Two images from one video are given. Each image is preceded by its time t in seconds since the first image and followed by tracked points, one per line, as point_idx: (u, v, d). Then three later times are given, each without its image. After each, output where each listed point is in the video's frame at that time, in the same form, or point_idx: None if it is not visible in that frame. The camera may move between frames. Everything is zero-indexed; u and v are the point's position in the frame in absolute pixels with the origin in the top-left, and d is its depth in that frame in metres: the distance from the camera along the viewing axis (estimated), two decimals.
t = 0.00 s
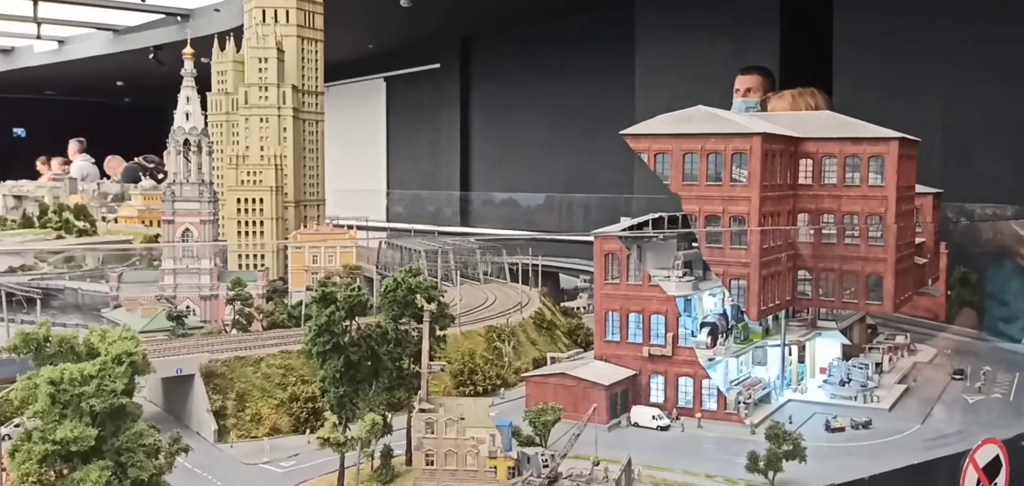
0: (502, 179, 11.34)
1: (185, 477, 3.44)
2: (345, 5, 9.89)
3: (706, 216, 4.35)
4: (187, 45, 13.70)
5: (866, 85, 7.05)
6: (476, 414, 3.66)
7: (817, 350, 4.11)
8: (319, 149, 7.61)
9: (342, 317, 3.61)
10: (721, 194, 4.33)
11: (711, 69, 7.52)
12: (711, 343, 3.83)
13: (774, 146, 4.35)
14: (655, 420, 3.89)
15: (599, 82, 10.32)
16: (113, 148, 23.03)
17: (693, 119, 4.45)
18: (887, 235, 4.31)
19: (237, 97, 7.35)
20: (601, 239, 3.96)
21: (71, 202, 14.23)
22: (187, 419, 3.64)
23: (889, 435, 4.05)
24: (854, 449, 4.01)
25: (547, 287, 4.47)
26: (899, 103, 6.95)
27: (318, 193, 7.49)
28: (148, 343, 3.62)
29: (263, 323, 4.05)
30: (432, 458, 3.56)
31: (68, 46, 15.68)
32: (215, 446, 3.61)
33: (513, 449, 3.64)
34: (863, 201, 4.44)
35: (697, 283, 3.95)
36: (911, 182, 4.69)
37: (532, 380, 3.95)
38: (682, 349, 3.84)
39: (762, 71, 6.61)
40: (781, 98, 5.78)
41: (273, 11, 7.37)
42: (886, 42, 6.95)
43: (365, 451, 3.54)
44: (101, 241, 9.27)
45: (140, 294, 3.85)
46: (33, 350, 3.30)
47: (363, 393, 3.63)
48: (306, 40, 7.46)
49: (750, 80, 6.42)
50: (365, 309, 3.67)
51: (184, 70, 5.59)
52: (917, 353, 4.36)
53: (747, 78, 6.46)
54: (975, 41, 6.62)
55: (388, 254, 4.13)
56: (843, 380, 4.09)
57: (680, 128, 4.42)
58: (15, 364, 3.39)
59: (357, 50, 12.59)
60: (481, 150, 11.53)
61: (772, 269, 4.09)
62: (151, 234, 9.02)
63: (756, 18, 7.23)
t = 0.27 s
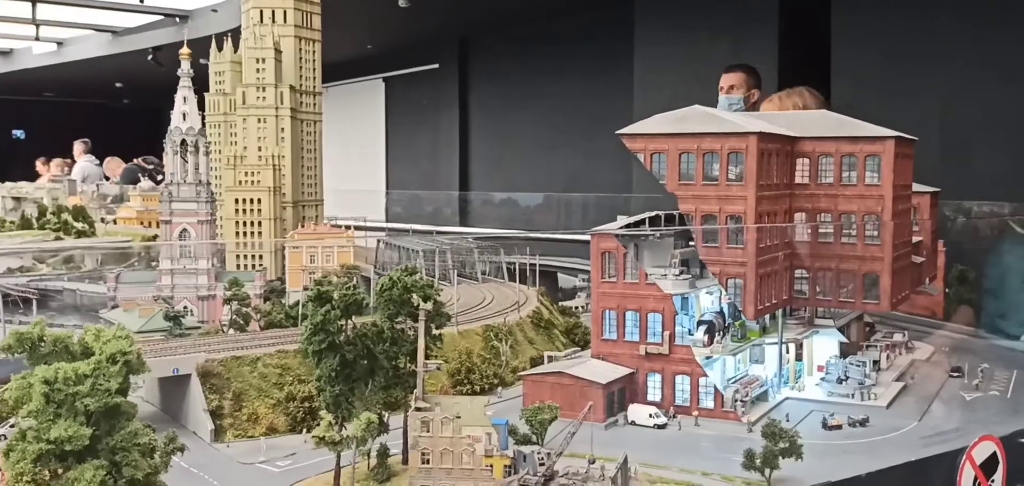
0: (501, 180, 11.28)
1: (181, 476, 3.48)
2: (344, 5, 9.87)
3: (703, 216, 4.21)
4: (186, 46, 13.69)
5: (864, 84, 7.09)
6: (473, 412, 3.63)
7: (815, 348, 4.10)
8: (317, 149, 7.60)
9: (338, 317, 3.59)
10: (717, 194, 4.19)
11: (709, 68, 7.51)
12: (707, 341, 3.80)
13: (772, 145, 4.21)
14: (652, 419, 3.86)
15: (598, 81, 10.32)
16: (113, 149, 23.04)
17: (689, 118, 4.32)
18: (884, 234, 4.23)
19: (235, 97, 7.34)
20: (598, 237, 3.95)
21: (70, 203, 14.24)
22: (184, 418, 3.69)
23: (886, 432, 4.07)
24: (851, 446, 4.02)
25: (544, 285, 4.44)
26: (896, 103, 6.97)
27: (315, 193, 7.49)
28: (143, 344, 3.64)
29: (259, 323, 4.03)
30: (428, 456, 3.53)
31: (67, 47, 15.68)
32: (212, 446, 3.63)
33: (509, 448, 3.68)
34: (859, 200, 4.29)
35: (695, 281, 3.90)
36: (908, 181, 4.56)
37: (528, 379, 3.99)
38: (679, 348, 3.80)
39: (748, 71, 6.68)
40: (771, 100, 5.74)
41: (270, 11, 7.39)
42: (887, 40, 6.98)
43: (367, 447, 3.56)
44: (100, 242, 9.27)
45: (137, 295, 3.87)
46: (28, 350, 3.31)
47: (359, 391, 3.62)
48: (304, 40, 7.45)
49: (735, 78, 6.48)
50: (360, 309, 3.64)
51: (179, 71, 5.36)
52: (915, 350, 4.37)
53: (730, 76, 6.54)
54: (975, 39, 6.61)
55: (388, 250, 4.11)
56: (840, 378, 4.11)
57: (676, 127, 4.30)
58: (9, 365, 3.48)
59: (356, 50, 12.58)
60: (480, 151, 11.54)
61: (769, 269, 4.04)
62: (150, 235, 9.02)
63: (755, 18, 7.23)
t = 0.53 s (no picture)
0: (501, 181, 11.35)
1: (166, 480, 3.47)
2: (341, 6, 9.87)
3: (693, 218, 4.18)
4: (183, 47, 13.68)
5: (863, 77, 7.09)
6: (460, 416, 3.70)
7: (808, 349, 4.12)
8: (311, 150, 7.56)
9: (322, 320, 3.57)
10: (708, 196, 4.15)
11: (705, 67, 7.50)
12: (699, 343, 3.84)
13: (763, 146, 4.18)
14: (644, 421, 3.88)
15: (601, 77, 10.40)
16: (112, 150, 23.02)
17: (680, 119, 4.24)
18: (877, 235, 4.21)
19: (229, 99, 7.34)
20: (589, 238, 3.91)
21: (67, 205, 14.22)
22: (171, 423, 3.65)
23: (878, 434, 4.05)
24: (842, 448, 4.01)
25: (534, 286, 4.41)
26: (895, 97, 6.98)
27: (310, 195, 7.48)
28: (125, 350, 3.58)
29: (251, 327, 3.98)
30: (414, 461, 3.55)
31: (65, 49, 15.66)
32: (199, 451, 3.62)
33: (498, 452, 3.63)
34: (851, 202, 4.26)
35: (685, 282, 3.93)
36: (899, 182, 4.54)
37: (520, 381, 3.96)
38: (669, 349, 3.83)
39: (726, 67, 6.77)
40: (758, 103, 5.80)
41: (264, 12, 7.30)
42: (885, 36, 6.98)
43: (352, 452, 3.54)
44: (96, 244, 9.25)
45: (128, 298, 3.81)
46: (5, 357, 3.28)
47: (345, 395, 3.59)
48: (298, 41, 7.44)
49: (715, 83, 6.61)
50: (344, 312, 3.61)
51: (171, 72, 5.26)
52: (909, 351, 4.33)
53: (708, 82, 6.59)
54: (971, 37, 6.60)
55: (380, 254, 4.15)
56: (833, 379, 4.08)
57: (667, 129, 4.23)
58: None
59: (354, 51, 12.57)
60: (480, 152, 11.41)
61: (759, 271, 4.07)
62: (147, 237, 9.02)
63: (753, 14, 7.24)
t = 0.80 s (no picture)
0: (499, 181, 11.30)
1: None
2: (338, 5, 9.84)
3: (682, 221, 4.24)
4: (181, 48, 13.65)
5: (861, 77, 7.64)
6: (442, 422, 3.67)
7: (802, 352, 4.01)
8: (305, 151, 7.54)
9: (301, 326, 3.65)
10: (697, 199, 4.22)
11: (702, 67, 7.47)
12: (690, 347, 3.77)
13: (753, 149, 4.25)
14: (633, 426, 3.80)
15: (600, 75, 10.21)
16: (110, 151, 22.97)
17: (670, 121, 4.35)
18: (870, 238, 4.22)
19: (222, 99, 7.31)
20: (578, 241, 3.87)
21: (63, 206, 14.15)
22: (152, 428, 3.60)
23: (872, 439, 3.96)
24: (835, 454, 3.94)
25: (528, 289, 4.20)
26: (895, 97, 7.50)
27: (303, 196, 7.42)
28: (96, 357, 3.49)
29: (237, 328, 4.05)
30: (394, 470, 3.61)
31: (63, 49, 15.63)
32: (180, 457, 3.57)
33: (481, 459, 3.67)
34: (843, 205, 4.39)
35: (676, 285, 3.86)
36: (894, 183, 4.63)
37: (507, 385, 3.86)
38: (660, 353, 3.77)
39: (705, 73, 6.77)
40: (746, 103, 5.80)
41: (258, 12, 7.29)
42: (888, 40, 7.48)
43: (331, 461, 3.58)
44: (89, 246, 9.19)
45: (114, 300, 3.77)
46: None
47: (330, 398, 3.67)
48: (291, 40, 7.41)
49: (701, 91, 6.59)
50: (325, 317, 3.71)
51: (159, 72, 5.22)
52: (905, 353, 4.25)
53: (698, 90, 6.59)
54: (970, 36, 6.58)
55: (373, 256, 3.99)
56: (827, 382, 3.98)
57: (658, 130, 4.33)
58: None
59: (352, 51, 12.54)
60: (478, 151, 11.51)
61: (751, 276, 3.96)
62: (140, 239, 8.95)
63: (750, 13, 7.41)
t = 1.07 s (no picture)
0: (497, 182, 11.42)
1: None
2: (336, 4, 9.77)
3: (670, 223, 4.06)
4: (177, 47, 13.58)
5: (858, 80, 8.28)
6: (419, 430, 3.56)
7: (795, 354, 3.96)
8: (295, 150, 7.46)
9: (270, 330, 3.53)
10: (686, 200, 4.04)
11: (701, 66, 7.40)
12: (678, 350, 3.70)
13: (743, 148, 4.07)
14: (620, 432, 3.71)
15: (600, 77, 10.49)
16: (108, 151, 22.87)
17: (657, 121, 4.15)
18: (864, 239, 4.15)
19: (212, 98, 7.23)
20: (564, 242, 3.79)
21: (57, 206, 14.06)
22: (125, 435, 3.50)
23: (865, 445, 3.90)
24: (826, 460, 3.86)
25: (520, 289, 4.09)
26: (893, 100, 8.13)
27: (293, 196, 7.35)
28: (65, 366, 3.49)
29: (219, 331, 3.79)
30: (366, 479, 3.47)
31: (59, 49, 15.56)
32: (151, 465, 3.45)
33: (460, 466, 3.58)
34: (838, 206, 4.23)
35: (665, 286, 3.80)
36: (888, 184, 4.48)
37: (491, 390, 3.75)
38: (648, 356, 3.70)
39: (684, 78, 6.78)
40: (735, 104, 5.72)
41: (248, 11, 7.33)
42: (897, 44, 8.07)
43: (302, 470, 3.46)
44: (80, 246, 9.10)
45: (94, 303, 3.68)
46: None
47: (302, 402, 3.55)
48: (283, 39, 7.42)
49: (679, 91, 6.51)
50: (295, 322, 3.59)
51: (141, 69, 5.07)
52: (900, 356, 4.20)
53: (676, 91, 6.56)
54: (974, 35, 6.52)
55: (360, 257, 3.91)
56: (820, 387, 3.92)
57: (644, 131, 4.14)
58: None
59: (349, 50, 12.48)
60: (474, 153, 11.65)
61: (741, 279, 3.93)
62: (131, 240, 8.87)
63: (751, 17, 7.98)
